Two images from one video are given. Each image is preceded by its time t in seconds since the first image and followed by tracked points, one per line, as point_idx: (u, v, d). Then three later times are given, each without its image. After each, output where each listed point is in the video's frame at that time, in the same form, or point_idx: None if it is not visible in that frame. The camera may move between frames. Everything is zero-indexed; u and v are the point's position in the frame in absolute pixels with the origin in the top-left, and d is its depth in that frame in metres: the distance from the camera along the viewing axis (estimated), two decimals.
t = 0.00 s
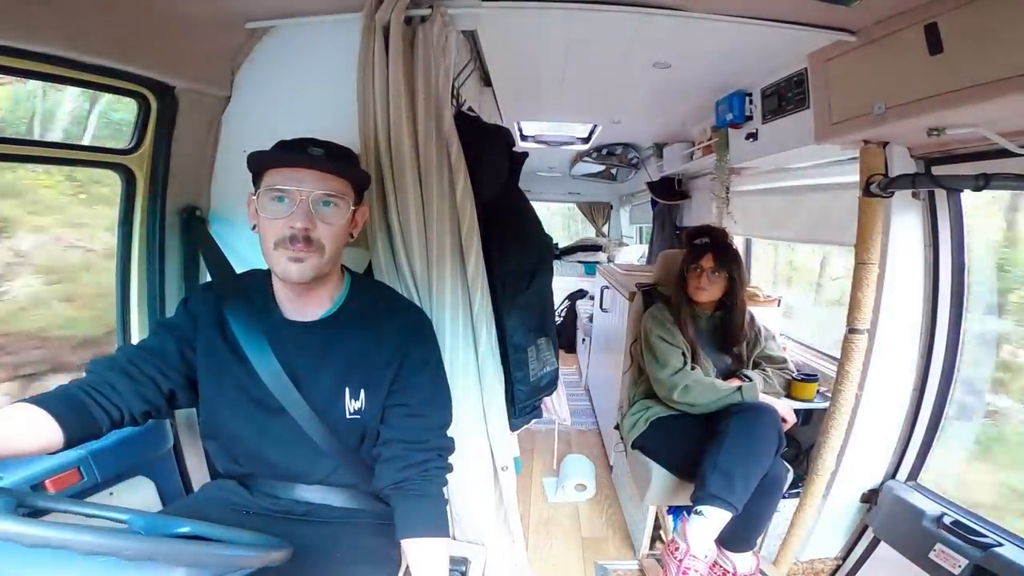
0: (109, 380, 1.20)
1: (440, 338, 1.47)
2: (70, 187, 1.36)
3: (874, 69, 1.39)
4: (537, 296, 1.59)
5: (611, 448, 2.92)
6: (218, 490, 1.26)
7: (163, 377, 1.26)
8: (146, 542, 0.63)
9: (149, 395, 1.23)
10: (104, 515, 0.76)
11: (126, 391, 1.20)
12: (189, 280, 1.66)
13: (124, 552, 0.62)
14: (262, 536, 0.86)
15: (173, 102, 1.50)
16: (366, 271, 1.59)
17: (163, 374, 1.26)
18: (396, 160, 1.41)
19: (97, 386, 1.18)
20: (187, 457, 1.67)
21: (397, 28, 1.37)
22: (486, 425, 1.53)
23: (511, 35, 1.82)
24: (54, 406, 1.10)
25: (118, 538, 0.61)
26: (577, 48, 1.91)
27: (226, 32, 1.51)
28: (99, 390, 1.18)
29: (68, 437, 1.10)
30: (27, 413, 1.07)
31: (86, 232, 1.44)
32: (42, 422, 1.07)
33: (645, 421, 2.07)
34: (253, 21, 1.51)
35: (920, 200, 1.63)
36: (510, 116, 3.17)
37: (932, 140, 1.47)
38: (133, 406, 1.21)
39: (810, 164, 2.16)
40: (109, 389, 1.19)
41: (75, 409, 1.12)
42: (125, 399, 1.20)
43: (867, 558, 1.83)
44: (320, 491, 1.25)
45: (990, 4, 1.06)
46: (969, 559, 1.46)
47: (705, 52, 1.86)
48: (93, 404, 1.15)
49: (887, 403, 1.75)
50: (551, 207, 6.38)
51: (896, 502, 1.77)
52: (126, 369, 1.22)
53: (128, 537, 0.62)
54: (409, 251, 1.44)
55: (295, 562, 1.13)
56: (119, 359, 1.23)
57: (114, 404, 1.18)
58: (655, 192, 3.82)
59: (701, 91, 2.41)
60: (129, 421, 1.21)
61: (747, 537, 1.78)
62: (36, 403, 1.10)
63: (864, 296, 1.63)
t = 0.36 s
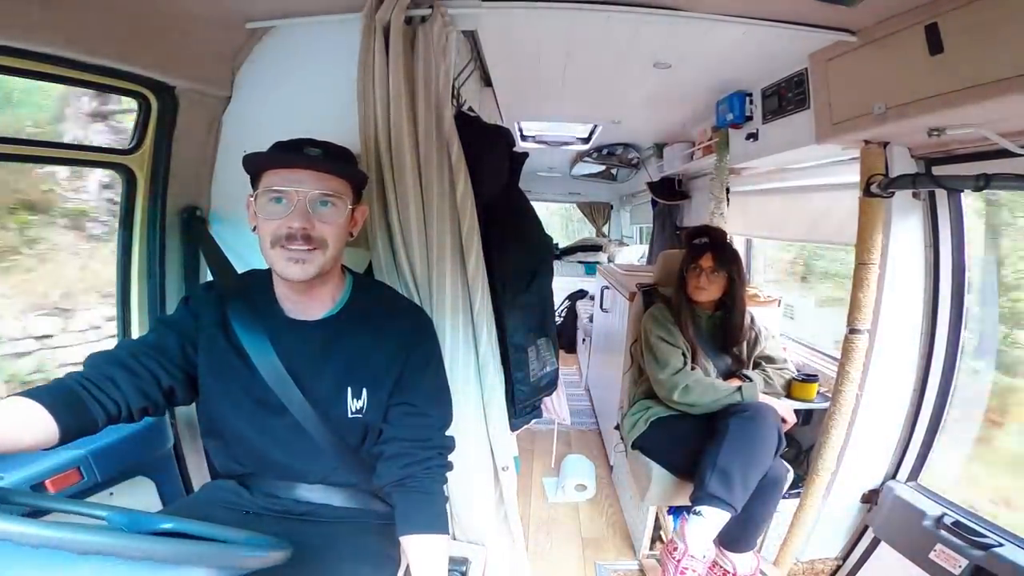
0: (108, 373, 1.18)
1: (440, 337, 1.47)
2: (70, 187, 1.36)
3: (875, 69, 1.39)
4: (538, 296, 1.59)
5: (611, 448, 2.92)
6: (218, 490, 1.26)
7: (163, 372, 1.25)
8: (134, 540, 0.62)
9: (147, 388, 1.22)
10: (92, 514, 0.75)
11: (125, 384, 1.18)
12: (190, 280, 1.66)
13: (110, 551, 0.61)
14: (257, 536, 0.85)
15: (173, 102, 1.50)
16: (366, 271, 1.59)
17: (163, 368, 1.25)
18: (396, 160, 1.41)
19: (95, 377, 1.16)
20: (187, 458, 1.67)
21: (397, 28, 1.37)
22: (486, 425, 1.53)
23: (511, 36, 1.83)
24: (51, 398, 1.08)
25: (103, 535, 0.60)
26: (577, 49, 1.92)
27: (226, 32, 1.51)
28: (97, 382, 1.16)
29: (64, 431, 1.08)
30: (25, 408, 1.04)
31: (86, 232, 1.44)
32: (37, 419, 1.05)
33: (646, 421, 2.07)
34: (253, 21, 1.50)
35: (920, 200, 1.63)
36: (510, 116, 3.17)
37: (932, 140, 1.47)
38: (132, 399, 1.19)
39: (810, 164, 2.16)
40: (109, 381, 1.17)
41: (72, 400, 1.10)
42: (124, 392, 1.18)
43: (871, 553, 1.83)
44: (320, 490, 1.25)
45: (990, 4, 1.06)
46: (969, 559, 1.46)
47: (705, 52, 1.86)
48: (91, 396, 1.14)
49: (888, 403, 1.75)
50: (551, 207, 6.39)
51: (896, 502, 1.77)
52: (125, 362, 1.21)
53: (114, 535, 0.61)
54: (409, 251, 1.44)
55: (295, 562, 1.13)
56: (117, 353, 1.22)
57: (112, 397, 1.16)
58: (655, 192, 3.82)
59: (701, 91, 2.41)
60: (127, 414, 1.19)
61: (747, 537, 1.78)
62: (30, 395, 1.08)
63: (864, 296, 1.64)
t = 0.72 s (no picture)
0: (115, 372, 1.16)
1: (440, 337, 1.47)
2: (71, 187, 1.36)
3: (875, 69, 1.39)
4: (538, 297, 1.59)
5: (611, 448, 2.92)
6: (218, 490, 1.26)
7: (172, 371, 1.23)
8: (129, 539, 0.62)
9: (155, 386, 1.19)
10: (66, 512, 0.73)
11: (134, 383, 1.16)
12: (189, 280, 1.67)
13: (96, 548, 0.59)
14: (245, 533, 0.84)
15: (173, 101, 1.50)
16: (366, 271, 1.59)
17: (171, 367, 1.23)
18: (396, 161, 1.41)
19: (103, 376, 1.14)
20: (188, 458, 1.67)
21: (397, 28, 1.37)
22: (486, 425, 1.53)
23: (511, 35, 1.83)
24: (66, 398, 1.06)
25: (87, 533, 0.59)
26: (578, 48, 1.92)
27: (226, 31, 1.51)
28: (105, 381, 1.13)
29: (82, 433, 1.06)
30: (36, 403, 1.02)
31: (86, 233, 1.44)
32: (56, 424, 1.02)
33: (645, 421, 2.07)
34: (254, 21, 1.50)
35: (920, 200, 1.63)
36: (511, 116, 3.17)
37: (932, 140, 1.47)
38: (143, 399, 1.17)
39: (810, 164, 2.16)
40: (117, 380, 1.15)
41: (85, 401, 1.07)
42: (135, 391, 1.16)
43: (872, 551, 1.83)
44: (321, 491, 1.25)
45: (990, 5, 1.06)
46: (970, 559, 1.46)
47: (705, 52, 1.86)
48: (102, 395, 1.11)
49: (888, 404, 1.75)
50: (551, 207, 6.39)
51: (896, 502, 1.77)
52: (133, 361, 1.19)
53: (99, 532, 0.60)
54: (409, 251, 1.44)
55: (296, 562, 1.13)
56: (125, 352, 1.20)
57: (123, 396, 1.14)
58: (655, 192, 3.82)
59: (702, 91, 2.41)
60: (139, 415, 1.16)
61: (746, 536, 1.78)
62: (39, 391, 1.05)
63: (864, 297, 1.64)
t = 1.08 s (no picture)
0: (136, 388, 1.14)
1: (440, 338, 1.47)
2: (69, 185, 1.37)
3: (875, 69, 1.39)
4: (538, 297, 1.60)
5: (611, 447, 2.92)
6: (219, 491, 1.26)
7: (190, 383, 1.22)
8: (131, 539, 0.62)
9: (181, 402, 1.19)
10: (37, 509, 0.70)
11: (156, 397, 1.15)
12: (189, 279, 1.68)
13: (91, 547, 0.59)
14: (231, 530, 0.83)
15: (173, 102, 1.50)
16: (366, 271, 1.60)
17: (189, 378, 1.22)
18: (397, 161, 1.41)
19: (127, 393, 1.12)
20: (189, 459, 1.67)
21: (397, 28, 1.36)
22: (486, 425, 1.53)
23: (512, 35, 1.83)
24: (107, 417, 1.05)
25: (81, 532, 0.58)
26: (578, 48, 1.92)
27: (227, 32, 1.51)
28: (129, 397, 1.12)
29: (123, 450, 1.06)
30: (74, 420, 1.00)
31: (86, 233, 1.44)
32: (104, 445, 1.02)
33: (646, 421, 2.07)
34: (254, 22, 1.51)
35: (920, 200, 1.63)
36: (511, 116, 3.17)
37: (933, 140, 1.47)
38: (168, 412, 1.16)
39: (810, 164, 2.17)
40: (140, 395, 1.13)
41: (123, 420, 1.07)
42: (159, 405, 1.15)
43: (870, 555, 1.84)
44: (321, 491, 1.25)
45: (990, 5, 1.06)
46: (970, 559, 1.46)
47: (706, 52, 1.86)
48: (131, 412, 1.10)
49: (888, 405, 1.75)
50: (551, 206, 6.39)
51: (896, 502, 1.77)
52: (153, 375, 1.17)
53: (94, 531, 0.59)
54: (409, 252, 1.44)
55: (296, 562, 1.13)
56: (143, 368, 1.18)
57: (150, 411, 1.13)
58: (656, 192, 3.83)
59: (702, 91, 2.41)
60: (165, 428, 1.16)
61: (746, 537, 1.78)
62: (84, 413, 1.03)
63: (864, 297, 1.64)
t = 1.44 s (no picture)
0: (141, 386, 1.13)
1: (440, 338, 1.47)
2: (70, 185, 1.37)
3: (875, 69, 1.39)
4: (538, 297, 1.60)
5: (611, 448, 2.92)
6: (219, 490, 1.26)
7: (195, 382, 1.21)
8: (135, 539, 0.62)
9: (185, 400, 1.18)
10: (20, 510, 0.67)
11: (162, 395, 1.14)
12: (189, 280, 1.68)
13: (90, 547, 0.59)
14: (214, 527, 0.82)
15: (173, 102, 1.50)
16: (366, 271, 1.60)
17: (194, 377, 1.21)
18: (397, 161, 1.41)
19: (133, 392, 1.11)
20: (189, 459, 1.67)
21: (398, 28, 1.36)
22: (486, 425, 1.53)
23: (512, 35, 1.83)
24: (115, 416, 1.04)
25: (80, 531, 0.58)
26: (578, 48, 1.92)
27: (227, 32, 1.51)
28: (135, 396, 1.11)
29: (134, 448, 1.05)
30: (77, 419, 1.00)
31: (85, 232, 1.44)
32: (115, 444, 1.01)
33: (646, 421, 2.07)
34: (254, 21, 1.51)
35: (920, 201, 1.62)
36: (511, 117, 3.17)
37: (933, 140, 1.47)
38: (175, 410, 1.16)
39: (810, 164, 2.17)
40: (145, 394, 1.13)
41: (129, 418, 1.06)
42: (165, 403, 1.14)
43: (868, 557, 1.84)
44: (321, 491, 1.25)
45: (991, 5, 1.06)
46: (971, 559, 1.46)
47: (706, 52, 1.86)
48: (137, 410, 1.09)
49: (888, 405, 1.75)
50: (551, 207, 6.39)
51: (896, 502, 1.77)
52: (158, 374, 1.16)
53: (94, 530, 0.59)
54: (409, 252, 1.44)
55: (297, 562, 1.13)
56: (147, 367, 1.17)
57: (155, 409, 1.12)
58: (656, 192, 3.82)
59: (702, 91, 2.41)
60: (171, 426, 1.16)
61: (746, 538, 1.78)
62: (93, 412, 1.02)
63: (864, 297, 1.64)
